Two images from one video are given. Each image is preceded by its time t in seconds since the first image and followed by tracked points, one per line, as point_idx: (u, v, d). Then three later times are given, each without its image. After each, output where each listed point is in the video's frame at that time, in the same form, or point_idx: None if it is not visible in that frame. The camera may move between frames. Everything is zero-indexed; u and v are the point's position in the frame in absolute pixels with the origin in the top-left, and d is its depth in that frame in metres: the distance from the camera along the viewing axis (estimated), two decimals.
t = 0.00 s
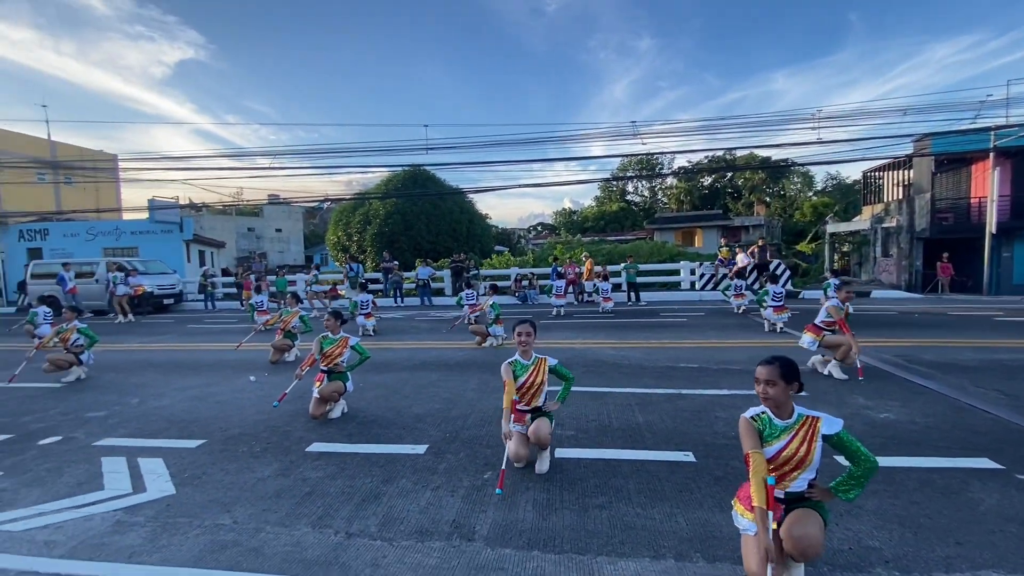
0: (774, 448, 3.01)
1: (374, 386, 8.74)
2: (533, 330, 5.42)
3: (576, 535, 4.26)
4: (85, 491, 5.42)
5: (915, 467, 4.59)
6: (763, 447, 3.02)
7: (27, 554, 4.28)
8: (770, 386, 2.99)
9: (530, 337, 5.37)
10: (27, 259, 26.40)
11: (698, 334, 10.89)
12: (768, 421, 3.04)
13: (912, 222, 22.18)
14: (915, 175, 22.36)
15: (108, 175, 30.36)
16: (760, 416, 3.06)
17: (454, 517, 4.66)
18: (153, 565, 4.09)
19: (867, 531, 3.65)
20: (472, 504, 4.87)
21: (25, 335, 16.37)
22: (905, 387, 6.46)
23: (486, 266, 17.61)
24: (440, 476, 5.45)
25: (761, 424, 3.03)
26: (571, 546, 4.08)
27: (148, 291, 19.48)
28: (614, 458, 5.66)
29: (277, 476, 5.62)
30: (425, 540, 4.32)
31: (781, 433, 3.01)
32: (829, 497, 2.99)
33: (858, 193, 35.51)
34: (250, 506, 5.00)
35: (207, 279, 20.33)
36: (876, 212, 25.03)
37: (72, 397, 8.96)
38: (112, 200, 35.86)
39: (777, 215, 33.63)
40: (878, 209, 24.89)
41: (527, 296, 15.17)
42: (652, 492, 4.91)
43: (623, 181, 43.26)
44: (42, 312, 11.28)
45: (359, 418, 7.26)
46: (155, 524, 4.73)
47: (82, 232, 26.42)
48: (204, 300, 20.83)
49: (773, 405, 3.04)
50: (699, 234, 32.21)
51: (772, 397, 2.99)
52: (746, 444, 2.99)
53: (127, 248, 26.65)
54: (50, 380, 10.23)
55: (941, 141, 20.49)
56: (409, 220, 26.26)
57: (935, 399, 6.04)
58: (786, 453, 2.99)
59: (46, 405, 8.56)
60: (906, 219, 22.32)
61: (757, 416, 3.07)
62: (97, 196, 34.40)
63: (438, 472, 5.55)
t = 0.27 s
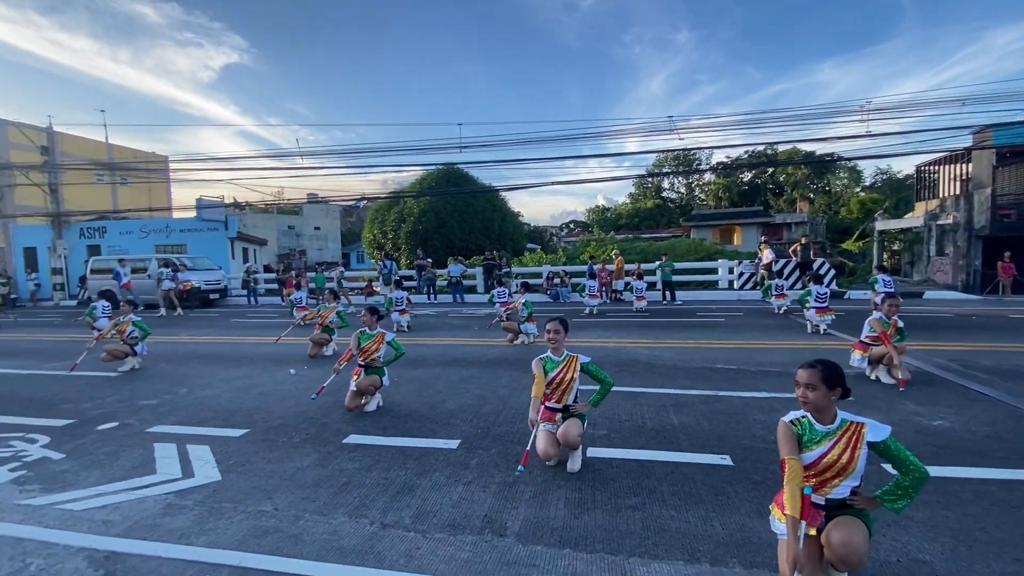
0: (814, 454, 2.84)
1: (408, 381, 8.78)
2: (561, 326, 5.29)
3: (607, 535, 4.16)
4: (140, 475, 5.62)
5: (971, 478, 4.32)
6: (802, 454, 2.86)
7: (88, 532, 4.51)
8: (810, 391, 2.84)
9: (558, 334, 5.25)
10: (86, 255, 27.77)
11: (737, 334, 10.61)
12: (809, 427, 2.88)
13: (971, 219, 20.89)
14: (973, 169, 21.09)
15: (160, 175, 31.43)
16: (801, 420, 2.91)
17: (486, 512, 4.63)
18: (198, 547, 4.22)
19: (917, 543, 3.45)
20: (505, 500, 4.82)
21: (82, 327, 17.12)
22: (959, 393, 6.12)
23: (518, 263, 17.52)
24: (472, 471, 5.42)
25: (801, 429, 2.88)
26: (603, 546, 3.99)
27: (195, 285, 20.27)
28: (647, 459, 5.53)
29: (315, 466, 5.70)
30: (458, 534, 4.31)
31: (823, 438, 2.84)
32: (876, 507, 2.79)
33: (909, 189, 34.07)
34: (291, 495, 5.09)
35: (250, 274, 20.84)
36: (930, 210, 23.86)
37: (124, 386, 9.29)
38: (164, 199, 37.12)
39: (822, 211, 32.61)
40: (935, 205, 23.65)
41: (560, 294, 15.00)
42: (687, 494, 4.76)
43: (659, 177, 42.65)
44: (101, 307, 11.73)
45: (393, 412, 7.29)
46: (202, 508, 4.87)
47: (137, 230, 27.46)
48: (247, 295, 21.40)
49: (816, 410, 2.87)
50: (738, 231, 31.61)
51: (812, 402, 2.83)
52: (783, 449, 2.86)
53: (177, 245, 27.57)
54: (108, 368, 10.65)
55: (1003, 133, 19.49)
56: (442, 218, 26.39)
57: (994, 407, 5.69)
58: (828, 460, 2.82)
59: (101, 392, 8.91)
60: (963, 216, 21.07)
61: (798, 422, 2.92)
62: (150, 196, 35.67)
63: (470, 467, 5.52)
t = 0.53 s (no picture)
0: (857, 469, 2.68)
1: (441, 377, 8.78)
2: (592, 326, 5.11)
3: (641, 536, 4.04)
4: (189, 461, 5.78)
5: None
6: (844, 465, 2.71)
7: (140, 514, 4.68)
8: (851, 407, 2.62)
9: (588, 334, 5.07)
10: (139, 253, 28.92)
11: (777, 336, 10.30)
12: (850, 439, 2.69)
13: None
14: None
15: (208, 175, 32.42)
16: (842, 432, 2.71)
17: (518, 509, 4.57)
18: (240, 532, 4.32)
19: (973, 559, 3.22)
20: (537, 497, 4.75)
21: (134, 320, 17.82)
22: (1019, 401, 5.76)
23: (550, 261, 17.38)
24: (504, 468, 5.36)
25: (841, 443, 2.70)
26: (636, 547, 3.89)
27: (237, 281, 20.87)
28: (681, 462, 5.36)
29: (352, 458, 5.73)
30: (489, 529, 4.27)
31: (865, 453, 2.65)
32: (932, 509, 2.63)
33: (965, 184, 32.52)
34: (328, 485, 5.14)
35: (290, 271, 21.25)
36: (990, 207, 22.62)
37: (172, 376, 9.58)
38: (210, 199, 38.29)
39: (871, 208, 31.48)
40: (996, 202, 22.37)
41: (592, 293, 14.79)
42: (723, 498, 4.59)
43: (696, 173, 41.90)
44: (149, 300, 12.14)
45: (425, 408, 7.28)
46: (245, 495, 4.98)
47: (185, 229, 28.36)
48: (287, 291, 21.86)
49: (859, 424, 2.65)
50: (780, 228, 30.89)
51: (853, 417, 2.62)
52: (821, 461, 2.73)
53: (222, 243, 28.36)
54: (159, 360, 11.02)
55: None
56: (475, 216, 26.44)
57: None
58: (872, 473, 2.65)
59: (152, 382, 9.22)
60: None
61: (839, 432, 2.73)
62: (198, 196, 36.83)
63: (502, 463, 5.47)
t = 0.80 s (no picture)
0: (909, 450, 2.60)
1: (475, 374, 8.75)
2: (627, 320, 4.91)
3: (675, 541, 3.90)
4: (233, 450, 5.89)
5: None
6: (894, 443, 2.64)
7: (189, 499, 4.80)
8: (901, 391, 2.50)
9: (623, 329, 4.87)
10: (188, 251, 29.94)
11: (821, 338, 9.92)
12: (900, 422, 2.59)
13: None
14: None
15: (252, 176, 33.30)
16: (890, 413, 2.62)
17: (550, 508, 4.47)
18: (280, 520, 4.39)
19: None
20: (569, 497, 4.64)
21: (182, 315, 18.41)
22: None
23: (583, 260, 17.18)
24: (536, 466, 5.27)
25: (889, 424, 2.62)
26: (671, 552, 3.75)
27: (278, 279, 21.30)
28: (718, 466, 5.16)
29: (387, 451, 5.74)
30: (521, 527, 4.19)
31: (918, 436, 2.57)
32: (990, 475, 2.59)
33: None
34: (364, 477, 5.15)
35: (328, 270, 21.59)
36: None
37: (218, 369, 9.83)
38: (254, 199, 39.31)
39: (925, 205, 30.17)
40: None
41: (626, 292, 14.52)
42: (762, 505, 4.39)
43: (736, 170, 41.01)
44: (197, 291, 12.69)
45: (459, 404, 7.24)
46: (286, 484, 5.05)
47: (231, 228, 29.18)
48: (325, 288, 22.25)
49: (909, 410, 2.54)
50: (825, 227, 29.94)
51: (902, 400, 2.51)
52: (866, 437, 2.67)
53: (265, 241, 29.06)
54: (206, 354, 11.33)
55: None
56: (508, 215, 26.39)
57: None
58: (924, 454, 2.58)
59: (199, 374, 9.47)
60: None
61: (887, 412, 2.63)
62: (242, 196, 37.84)
63: (534, 462, 5.38)
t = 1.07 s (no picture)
0: (975, 380, 2.27)
1: (509, 373, 8.66)
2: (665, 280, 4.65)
3: (711, 548, 3.73)
4: (274, 442, 5.94)
5: None
6: (953, 377, 2.31)
7: (232, 488, 4.86)
8: (964, 302, 2.28)
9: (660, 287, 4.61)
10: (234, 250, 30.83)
11: (868, 342, 9.50)
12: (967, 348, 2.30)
13: None
14: None
15: (295, 177, 34.08)
16: (952, 341, 2.33)
17: (582, 509, 4.34)
18: (318, 511, 4.40)
19: None
20: (601, 499, 4.50)
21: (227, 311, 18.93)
22: None
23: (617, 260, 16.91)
24: (568, 467, 5.14)
25: (951, 352, 2.32)
26: (708, 559, 3.59)
27: (318, 277, 21.65)
28: (756, 474, 4.93)
29: (420, 447, 5.69)
30: (553, 527, 4.08)
31: (985, 360, 2.26)
32: None
33: None
34: (400, 472, 5.12)
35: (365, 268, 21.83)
36: None
37: (261, 363, 10.02)
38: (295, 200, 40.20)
39: (984, 203, 28.77)
40: None
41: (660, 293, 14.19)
42: (804, 515, 4.16)
43: (778, 167, 39.97)
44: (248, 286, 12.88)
45: (491, 403, 7.15)
46: (325, 476, 5.06)
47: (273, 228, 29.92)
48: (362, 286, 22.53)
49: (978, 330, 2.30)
50: (874, 225, 28.90)
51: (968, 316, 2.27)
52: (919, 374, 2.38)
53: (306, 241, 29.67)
54: (250, 349, 11.57)
55: None
56: (541, 214, 26.25)
57: None
58: (994, 391, 2.24)
59: (244, 368, 9.68)
60: None
61: (952, 340, 2.34)
62: (284, 197, 38.73)
63: (566, 462, 5.25)
